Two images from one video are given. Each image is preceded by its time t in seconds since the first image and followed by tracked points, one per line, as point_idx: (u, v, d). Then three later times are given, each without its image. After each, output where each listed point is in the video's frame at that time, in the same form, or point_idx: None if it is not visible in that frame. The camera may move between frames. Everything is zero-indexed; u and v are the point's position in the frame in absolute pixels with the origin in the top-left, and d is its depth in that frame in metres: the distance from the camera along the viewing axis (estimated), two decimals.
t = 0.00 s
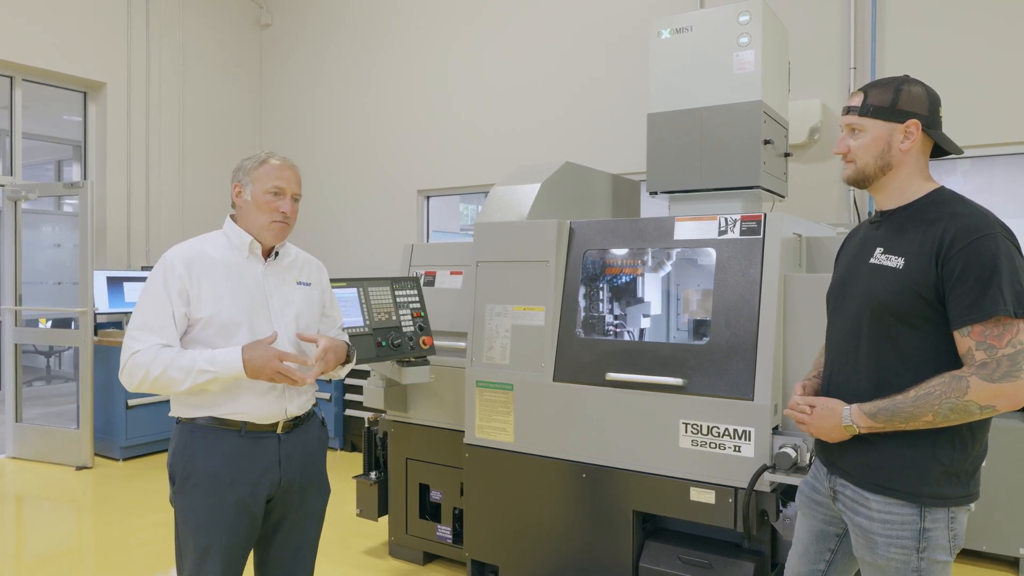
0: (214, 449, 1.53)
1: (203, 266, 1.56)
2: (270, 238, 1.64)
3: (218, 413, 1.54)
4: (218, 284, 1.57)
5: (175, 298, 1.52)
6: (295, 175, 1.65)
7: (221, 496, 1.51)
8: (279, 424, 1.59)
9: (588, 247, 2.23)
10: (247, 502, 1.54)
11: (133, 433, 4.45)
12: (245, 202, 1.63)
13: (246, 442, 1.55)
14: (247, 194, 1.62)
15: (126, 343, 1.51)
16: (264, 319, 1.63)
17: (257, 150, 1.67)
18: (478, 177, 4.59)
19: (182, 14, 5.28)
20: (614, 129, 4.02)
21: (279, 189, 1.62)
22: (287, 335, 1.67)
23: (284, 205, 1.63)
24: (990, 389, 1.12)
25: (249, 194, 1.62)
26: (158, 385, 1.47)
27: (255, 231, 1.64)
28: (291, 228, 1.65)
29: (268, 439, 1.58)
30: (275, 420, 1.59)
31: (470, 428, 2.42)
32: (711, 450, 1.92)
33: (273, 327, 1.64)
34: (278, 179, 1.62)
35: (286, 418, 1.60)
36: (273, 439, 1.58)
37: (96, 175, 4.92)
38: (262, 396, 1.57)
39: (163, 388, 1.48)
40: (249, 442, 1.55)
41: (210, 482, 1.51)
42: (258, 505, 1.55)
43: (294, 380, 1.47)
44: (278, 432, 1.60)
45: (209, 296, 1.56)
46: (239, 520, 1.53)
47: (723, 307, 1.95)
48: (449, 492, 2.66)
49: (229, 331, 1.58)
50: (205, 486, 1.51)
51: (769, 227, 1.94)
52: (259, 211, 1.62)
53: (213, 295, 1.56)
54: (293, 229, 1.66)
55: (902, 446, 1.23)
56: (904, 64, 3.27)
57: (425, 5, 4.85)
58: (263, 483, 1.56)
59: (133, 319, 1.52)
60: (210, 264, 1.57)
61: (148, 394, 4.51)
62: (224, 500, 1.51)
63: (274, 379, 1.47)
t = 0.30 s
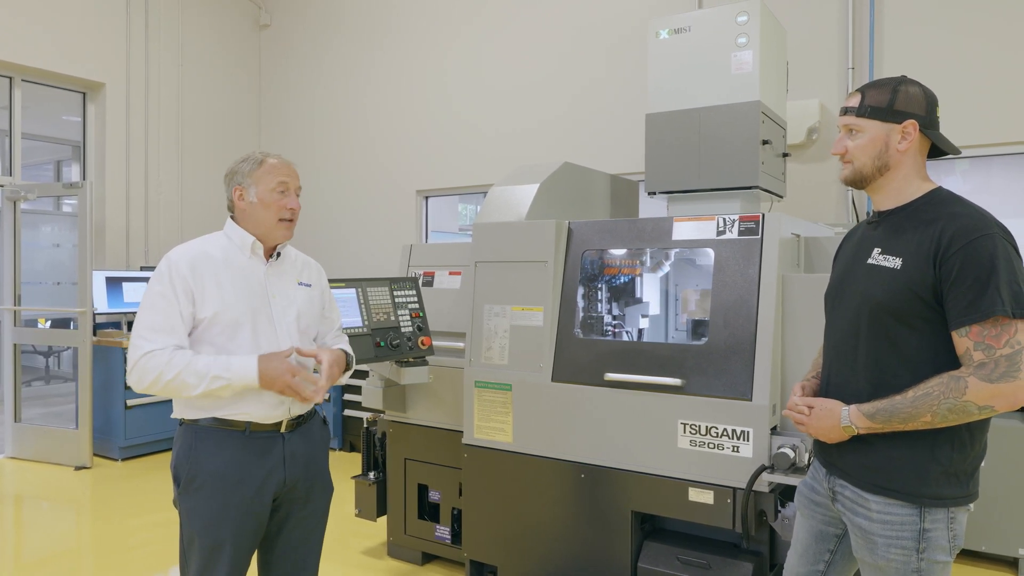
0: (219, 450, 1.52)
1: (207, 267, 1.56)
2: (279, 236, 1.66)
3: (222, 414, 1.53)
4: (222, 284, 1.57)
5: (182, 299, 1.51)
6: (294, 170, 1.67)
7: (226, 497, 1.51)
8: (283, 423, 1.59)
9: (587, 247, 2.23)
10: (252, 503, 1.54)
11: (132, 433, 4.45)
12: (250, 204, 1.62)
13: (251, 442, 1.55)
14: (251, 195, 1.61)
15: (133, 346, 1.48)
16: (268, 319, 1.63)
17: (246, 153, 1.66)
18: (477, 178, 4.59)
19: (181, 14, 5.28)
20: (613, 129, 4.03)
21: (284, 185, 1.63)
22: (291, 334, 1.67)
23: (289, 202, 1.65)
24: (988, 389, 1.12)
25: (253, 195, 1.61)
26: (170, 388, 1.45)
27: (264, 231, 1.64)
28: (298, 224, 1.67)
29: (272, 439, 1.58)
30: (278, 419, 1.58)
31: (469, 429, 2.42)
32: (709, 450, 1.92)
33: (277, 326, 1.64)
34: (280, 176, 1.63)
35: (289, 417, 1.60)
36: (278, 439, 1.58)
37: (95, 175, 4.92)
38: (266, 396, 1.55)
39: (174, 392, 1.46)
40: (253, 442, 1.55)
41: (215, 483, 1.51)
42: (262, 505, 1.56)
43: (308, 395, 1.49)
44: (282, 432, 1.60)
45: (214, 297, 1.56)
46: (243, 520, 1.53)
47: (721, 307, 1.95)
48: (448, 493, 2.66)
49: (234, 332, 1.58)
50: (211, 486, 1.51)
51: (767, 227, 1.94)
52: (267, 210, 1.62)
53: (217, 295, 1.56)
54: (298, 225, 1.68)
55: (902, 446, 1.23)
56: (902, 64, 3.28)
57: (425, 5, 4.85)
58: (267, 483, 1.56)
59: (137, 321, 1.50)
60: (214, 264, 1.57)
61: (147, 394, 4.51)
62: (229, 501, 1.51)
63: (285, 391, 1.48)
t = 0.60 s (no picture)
0: (222, 449, 1.52)
1: (224, 260, 1.57)
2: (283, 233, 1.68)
3: (224, 412, 1.54)
4: (240, 278, 1.59)
5: (218, 284, 1.52)
6: (285, 166, 1.66)
7: (228, 496, 1.51)
8: (286, 420, 1.60)
9: (586, 247, 2.22)
10: (254, 502, 1.54)
11: (132, 434, 4.44)
12: (251, 209, 1.61)
13: (254, 441, 1.55)
14: (250, 200, 1.60)
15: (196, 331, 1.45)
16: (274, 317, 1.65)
17: (232, 156, 1.64)
18: (476, 178, 4.59)
19: (180, 15, 5.28)
20: (612, 129, 4.02)
21: (280, 182, 1.63)
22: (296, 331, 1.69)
23: (289, 199, 1.65)
24: (988, 388, 1.12)
25: (254, 199, 1.61)
26: (252, 357, 1.42)
27: (268, 233, 1.65)
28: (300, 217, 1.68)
29: (274, 439, 1.58)
30: (281, 417, 1.59)
31: (467, 429, 2.41)
32: (708, 450, 1.92)
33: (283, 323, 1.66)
34: (275, 174, 1.63)
35: (292, 415, 1.61)
36: (280, 438, 1.59)
37: (94, 176, 4.92)
38: (271, 392, 1.57)
39: (257, 359, 1.43)
40: (256, 441, 1.55)
41: (218, 482, 1.51)
42: (264, 505, 1.56)
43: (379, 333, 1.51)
44: (285, 431, 1.60)
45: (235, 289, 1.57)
46: (245, 520, 1.53)
47: (720, 307, 1.95)
48: (447, 493, 2.66)
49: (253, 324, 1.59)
50: (214, 485, 1.51)
51: (766, 227, 1.94)
52: (269, 212, 1.62)
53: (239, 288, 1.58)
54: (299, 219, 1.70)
55: (902, 446, 1.23)
56: (902, 64, 3.28)
57: (424, 5, 4.85)
58: (269, 483, 1.56)
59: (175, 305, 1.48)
60: (229, 259, 1.58)
61: (146, 395, 4.51)
62: (231, 500, 1.51)
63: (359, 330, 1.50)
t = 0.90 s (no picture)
0: (223, 449, 1.52)
1: (224, 263, 1.58)
2: (279, 232, 1.67)
3: (225, 413, 1.54)
4: (239, 281, 1.59)
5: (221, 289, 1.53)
6: (277, 163, 1.67)
7: (230, 497, 1.51)
8: (287, 420, 1.60)
9: (585, 247, 2.22)
10: (254, 502, 1.54)
11: (132, 434, 4.44)
12: (245, 209, 1.61)
13: (255, 442, 1.55)
14: (244, 200, 1.61)
15: (203, 336, 1.46)
16: (273, 317, 1.65)
17: (224, 157, 1.64)
18: (475, 178, 4.59)
19: (179, 15, 5.27)
20: (611, 129, 4.03)
21: (273, 180, 1.64)
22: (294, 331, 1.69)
23: (281, 196, 1.65)
24: (986, 388, 1.12)
25: (247, 198, 1.61)
26: (257, 366, 1.45)
27: (264, 233, 1.65)
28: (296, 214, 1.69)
29: (275, 439, 1.58)
30: (282, 417, 1.59)
31: (466, 429, 2.42)
32: (707, 450, 1.92)
33: (282, 324, 1.67)
34: (267, 172, 1.63)
35: (294, 415, 1.61)
36: (281, 438, 1.59)
37: (93, 176, 4.92)
38: (273, 393, 1.58)
39: (262, 369, 1.45)
40: (258, 442, 1.55)
41: (220, 482, 1.51)
42: (265, 505, 1.56)
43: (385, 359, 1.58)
44: (287, 431, 1.61)
45: (235, 292, 1.58)
46: (246, 520, 1.53)
47: (719, 307, 1.95)
48: (446, 493, 2.66)
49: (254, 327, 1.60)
50: (216, 485, 1.50)
51: (765, 227, 1.94)
52: (263, 210, 1.62)
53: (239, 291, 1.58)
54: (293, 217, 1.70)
55: (900, 446, 1.23)
56: (901, 64, 3.28)
57: (423, 5, 4.85)
58: (270, 483, 1.56)
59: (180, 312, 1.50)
60: (227, 261, 1.59)
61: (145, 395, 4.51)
62: (232, 500, 1.51)
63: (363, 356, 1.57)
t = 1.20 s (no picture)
0: (218, 449, 1.52)
1: (210, 266, 1.58)
2: (269, 231, 1.68)
3: (217, 414, 1.54)
4: (225, 283, 1.59)
5: (206, 293, 1.53)
6: (267, 163, 1.67)
7: (224, 497, 1.51)
8: (279, 422, 1.60)
9: (581, 247, 2.22)
10: (249, 503, 1.54)
11: (128, 435, 4.44)
12: (235, 208, 1.61)
13: (249, 442, 1.55)
14: (233, 199, 1.61)
15: (186, 342, 1.47)
16: (264, 318, 1.66)
17: (213, 156, 1.64)
18: (473, 178, 4.59)
19: (175, 15, 5.27)
20: (609, 130, 4.03)
21: (262, 180, 1.64)
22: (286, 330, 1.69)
23: (271, 196, 1.66)
24: (977, 387, 1.12)
25: (237, 198, 1.61)
26: (237, 371, 1.46)
27: (254, 232, 1.65)
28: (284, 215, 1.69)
29: (270, 440, 1.58)
30: (274, 419, 1.59)
31: (463, 429, 2.42)
32: (703, 449, 1.93)
33: (272, 324, 1.67)
34: (257, 172, 1.64)
35: (286, 417, 1.61)
36: (275, 439, 1.59)
37: (89, 176, 4.92)
38: (264, 395, 1.57)
39: (242, 374, 1.46)
40: (251, 443, 1.55)
41: (214, 483, 1.51)
42: (260, 505, 1.56)
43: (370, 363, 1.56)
44: (279, 433, 1.60)
45: (220, 295, 1.58)
46: (241, 519, 1.53)
47: (715, 307, 1.95)
48: (443, 493, 2.67)
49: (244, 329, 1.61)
50: (209, 486, 1.51)
51: (761, 227, 1.94)
52: (252, 210, 1.63)
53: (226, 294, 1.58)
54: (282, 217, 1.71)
55: (893, 444, 1.23)
56: (897, 64, 3.29)
57: (420, 5, 4.85)
58: (265, 483, 1.56)
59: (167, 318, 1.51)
60: (214, 264, 1.59)
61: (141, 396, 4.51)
62: (226, 500, 1.51)
63: (348, 358, 1.56)
